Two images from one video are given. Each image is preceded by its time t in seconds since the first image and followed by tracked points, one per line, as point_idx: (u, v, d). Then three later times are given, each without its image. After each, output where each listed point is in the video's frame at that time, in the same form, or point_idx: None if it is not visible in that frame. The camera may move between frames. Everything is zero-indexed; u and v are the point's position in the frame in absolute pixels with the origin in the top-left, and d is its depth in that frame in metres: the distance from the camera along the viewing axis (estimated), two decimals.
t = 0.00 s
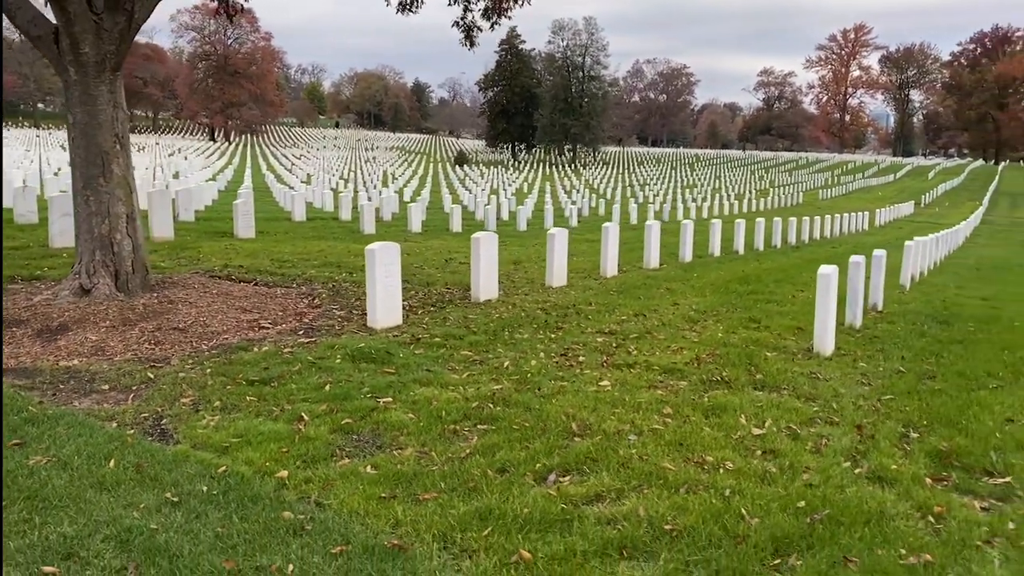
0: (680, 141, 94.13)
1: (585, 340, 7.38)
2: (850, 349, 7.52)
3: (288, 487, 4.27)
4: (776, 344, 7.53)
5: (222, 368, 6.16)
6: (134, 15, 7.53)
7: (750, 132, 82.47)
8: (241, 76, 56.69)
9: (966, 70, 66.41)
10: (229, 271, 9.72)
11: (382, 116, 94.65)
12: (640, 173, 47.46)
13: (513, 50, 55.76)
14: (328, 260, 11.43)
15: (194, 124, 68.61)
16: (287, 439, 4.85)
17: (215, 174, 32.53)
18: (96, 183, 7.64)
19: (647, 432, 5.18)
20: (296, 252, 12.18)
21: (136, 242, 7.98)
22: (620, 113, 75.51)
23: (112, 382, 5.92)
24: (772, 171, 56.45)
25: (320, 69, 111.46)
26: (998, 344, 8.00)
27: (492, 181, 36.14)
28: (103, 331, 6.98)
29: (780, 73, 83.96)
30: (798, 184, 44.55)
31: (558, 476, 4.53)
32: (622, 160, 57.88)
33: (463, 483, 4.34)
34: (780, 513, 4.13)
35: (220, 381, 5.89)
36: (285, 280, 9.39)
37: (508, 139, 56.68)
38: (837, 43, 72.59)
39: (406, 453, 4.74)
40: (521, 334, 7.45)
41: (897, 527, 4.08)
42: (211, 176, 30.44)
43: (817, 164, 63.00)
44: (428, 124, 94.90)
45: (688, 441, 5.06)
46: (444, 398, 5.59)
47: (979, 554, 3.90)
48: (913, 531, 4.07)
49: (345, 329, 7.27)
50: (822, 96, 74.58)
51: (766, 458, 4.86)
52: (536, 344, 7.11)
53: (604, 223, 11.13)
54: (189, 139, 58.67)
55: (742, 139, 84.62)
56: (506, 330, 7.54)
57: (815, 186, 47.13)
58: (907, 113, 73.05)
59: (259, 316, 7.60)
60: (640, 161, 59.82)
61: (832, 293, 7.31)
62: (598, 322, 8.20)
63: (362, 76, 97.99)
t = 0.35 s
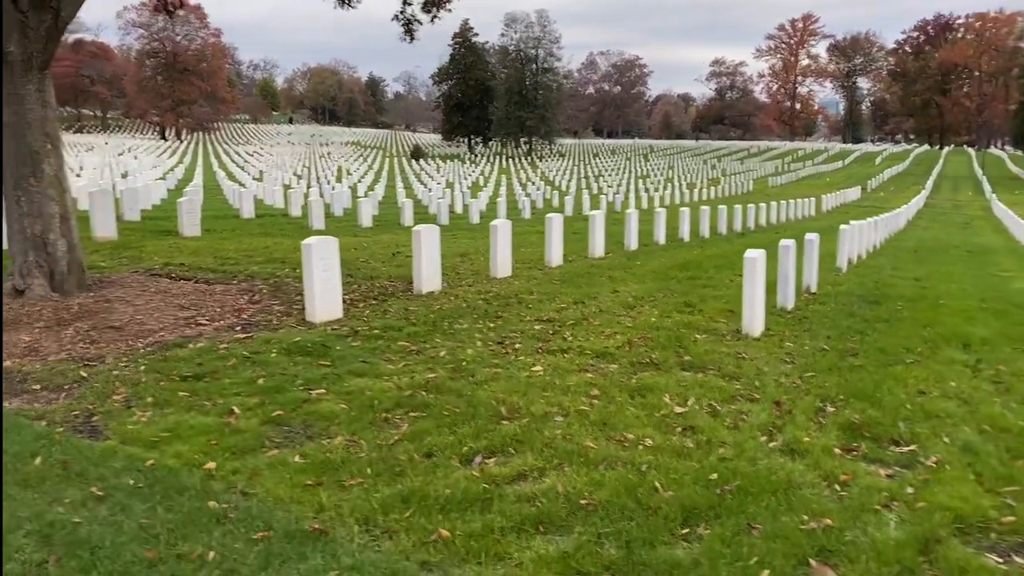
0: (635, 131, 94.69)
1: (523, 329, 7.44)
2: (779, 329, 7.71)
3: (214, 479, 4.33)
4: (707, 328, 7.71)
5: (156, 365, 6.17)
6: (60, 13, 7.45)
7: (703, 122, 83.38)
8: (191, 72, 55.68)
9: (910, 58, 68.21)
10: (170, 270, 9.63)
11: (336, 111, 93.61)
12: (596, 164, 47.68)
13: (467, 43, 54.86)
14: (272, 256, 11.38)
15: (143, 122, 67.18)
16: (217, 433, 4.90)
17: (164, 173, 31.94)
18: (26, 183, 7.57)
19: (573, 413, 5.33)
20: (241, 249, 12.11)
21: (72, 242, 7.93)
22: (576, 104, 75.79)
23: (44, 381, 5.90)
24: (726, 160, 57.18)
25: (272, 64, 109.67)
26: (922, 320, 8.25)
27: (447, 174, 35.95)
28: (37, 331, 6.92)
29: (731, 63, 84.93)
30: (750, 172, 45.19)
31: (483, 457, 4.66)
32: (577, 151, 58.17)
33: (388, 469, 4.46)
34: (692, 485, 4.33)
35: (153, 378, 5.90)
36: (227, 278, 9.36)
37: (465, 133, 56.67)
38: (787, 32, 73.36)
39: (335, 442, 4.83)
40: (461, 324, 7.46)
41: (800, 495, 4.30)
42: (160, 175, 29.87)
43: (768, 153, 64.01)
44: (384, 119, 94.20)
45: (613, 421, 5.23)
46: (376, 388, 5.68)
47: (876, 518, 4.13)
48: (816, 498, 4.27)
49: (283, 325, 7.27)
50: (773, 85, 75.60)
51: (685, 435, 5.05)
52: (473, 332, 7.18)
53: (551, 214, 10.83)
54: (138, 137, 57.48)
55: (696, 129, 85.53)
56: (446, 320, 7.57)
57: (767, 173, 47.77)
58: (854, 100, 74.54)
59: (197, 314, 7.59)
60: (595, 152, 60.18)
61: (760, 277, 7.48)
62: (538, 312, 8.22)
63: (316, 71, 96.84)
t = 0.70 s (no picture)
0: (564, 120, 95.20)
1: (433, 316, 7.41)
2: (684, 309, 7.87)
3: (104, 478, 4.29)
4: (613, 312, 7.84)
5: (52, 368, 6.02)
6: None
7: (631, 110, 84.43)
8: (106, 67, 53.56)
9: (828, 44, 70.61)
10: (73, 271, 9.37)
11: (261, 104, 91.43)
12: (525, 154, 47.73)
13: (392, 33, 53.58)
14: (183, 254, 11.13)
15: (56, 120, 64.49)
16: (110, 433, 4.84)
17: (77, 171, 30.79)
18: None
19: (473, 398, 5.41)
20: (150, 248, 11.80)
21: None
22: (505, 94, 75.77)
23: None
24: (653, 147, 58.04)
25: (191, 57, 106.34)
26: (821, 294, 8.50)
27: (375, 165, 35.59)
28: None
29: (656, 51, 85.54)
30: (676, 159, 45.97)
31: (381, 446, 4.73)
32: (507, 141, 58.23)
33: (283, 461, 4.49)
34: (580, 463, 4.47)
35: (47, 381, 5.77)
36: (133, 277, 9.15)
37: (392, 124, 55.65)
38: (710, 20, 75.00)
39: (232, 437, 4.83)
40: (371, 315, 7.38)
41: (684, 467, 4.46)
42: (74, 173, 28.81)
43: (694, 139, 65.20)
44: (311, 111, 92.45)
45: (511, 404, 5.33)
46: (278, 383, 5.67)
47: (753, 485, 4.32)
48: (699, 470, 4.44)
49: (188, 323, 7.18)
50: (698, 72, 77.23)
51: (581, 414, 5.16)
52: (382, 323, 7.14)
53: (468, 205, 10.45)
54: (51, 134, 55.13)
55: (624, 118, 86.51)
56: (357, 312, 7.49)
57: (693, 159, 48.67)
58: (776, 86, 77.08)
59: (98, 315, 7.42)
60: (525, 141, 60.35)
61: (662, 260, 7.60)
62: (451, 297, 8.14)
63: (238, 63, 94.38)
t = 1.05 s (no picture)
0: (488, 112, 94.94)
1: (338, 310, 7.33)
2: (588, 295, 7.93)
3: None
4: (519, 299, 7.83)
5: None
6: None
7: (555, 101, 84.86)
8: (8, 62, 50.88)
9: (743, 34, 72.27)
10: None
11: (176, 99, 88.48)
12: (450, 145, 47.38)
13: (310, 25, 53.22)
14: (81, 254, 10.72)
15: None
16: None
17: None
18: None
19: (370, 390, 5.39)
20: (46, 248, 11.32)
21: None
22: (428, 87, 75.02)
23: None
24: (577, 138, 58.46)
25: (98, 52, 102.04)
26: (723, 277, 8.70)
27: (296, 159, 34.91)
28: None
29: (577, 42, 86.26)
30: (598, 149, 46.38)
31: (272, 442, 4.69)
32: (432, 133, 57.76)
33: (168, 460, 4.43)
34: (470, 449, 4.51)
35: None
36: (28, 278, 8.83)
37: (313, 117, 55.43)
38: (629, 11, 75.96)
39: (117, 438, 4.72)
40: (274, 312, 7.27)
41: (571, 448, 4.54)
42: None
43: (618, 129, 65.94)
44: (229, 105, 89.94)
45: (409, 395, 5.31)
46: (171, 382, 5.55)
47: (637, 463, 4.42)
48: (586, 450, 4.51)
49: (82, 324, 6.95)
50: (619, 63, 78.24)
51: (476, 400, 5.18)
52: (284, 318, 7.04)
53: (378, 198, 10.38)
54: None
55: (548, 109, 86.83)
56: (257, 309, 7.35)
57: (616, 149, 49.20)
58: (695, 76, 78.84)
59: None
60: (450, 134, 59.97)
61: (566, 247, 7.52)
62: (357, 290, 8.07)
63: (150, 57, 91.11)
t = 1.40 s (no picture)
0: (395, 112, 93.89)
1: (219, 315, 7.16)
2: (476, 290, 7.97)
3: None
4: (407, 296, 7.79)
5: None
6: None
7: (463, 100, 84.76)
8: None
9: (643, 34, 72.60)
10: None
11: (63, 101, 83.90)
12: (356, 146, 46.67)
13: (206, 24, 51.55)
14: None
15: None
16: None
17: None
18: None
19: (242, 396, 5.29)
20: None
21: None
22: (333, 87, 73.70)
23: None
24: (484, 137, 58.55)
25: None
26: (610, 271, 8.88)
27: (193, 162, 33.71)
28: None
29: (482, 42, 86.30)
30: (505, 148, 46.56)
31: (135, 452, 4.57)
32: (337, 134, 56.74)
33: (21, 476, 4.26)
34: (339, 449, 4.50)
35: None
36: None
37: (212, 118, 53.63)
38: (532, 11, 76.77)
39: None
40: (150, 319, 7.05)
41: (441, 441, 4.55)
42: None
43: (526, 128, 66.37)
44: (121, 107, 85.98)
45: (282, 398, 5.23)
46: (32, 395, 5.32)
47: (505, 453, 4.46)
48: (456, 444, 4.53)
49: None
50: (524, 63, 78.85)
51: (350, 400, 5.16)
52: (160, 325, 6.85)
53: (267, 199, 10.15)
54: None
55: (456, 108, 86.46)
56: (133, 317, 7.11)
57: (524, 147, 49.47)
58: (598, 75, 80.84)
59: None
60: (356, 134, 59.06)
61: (453, 245, 7.48)
62: (241, 294, 7.89)
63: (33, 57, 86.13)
